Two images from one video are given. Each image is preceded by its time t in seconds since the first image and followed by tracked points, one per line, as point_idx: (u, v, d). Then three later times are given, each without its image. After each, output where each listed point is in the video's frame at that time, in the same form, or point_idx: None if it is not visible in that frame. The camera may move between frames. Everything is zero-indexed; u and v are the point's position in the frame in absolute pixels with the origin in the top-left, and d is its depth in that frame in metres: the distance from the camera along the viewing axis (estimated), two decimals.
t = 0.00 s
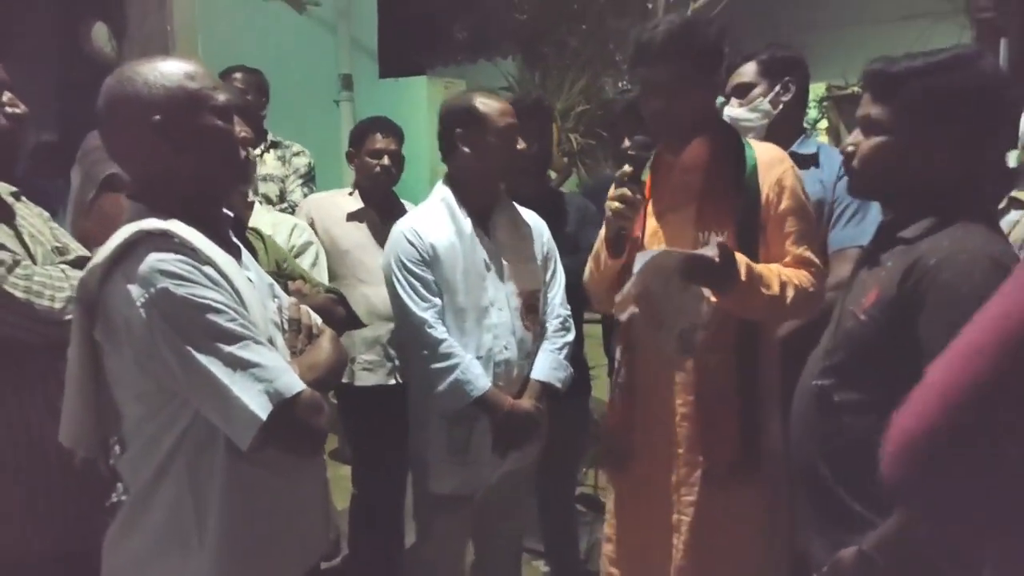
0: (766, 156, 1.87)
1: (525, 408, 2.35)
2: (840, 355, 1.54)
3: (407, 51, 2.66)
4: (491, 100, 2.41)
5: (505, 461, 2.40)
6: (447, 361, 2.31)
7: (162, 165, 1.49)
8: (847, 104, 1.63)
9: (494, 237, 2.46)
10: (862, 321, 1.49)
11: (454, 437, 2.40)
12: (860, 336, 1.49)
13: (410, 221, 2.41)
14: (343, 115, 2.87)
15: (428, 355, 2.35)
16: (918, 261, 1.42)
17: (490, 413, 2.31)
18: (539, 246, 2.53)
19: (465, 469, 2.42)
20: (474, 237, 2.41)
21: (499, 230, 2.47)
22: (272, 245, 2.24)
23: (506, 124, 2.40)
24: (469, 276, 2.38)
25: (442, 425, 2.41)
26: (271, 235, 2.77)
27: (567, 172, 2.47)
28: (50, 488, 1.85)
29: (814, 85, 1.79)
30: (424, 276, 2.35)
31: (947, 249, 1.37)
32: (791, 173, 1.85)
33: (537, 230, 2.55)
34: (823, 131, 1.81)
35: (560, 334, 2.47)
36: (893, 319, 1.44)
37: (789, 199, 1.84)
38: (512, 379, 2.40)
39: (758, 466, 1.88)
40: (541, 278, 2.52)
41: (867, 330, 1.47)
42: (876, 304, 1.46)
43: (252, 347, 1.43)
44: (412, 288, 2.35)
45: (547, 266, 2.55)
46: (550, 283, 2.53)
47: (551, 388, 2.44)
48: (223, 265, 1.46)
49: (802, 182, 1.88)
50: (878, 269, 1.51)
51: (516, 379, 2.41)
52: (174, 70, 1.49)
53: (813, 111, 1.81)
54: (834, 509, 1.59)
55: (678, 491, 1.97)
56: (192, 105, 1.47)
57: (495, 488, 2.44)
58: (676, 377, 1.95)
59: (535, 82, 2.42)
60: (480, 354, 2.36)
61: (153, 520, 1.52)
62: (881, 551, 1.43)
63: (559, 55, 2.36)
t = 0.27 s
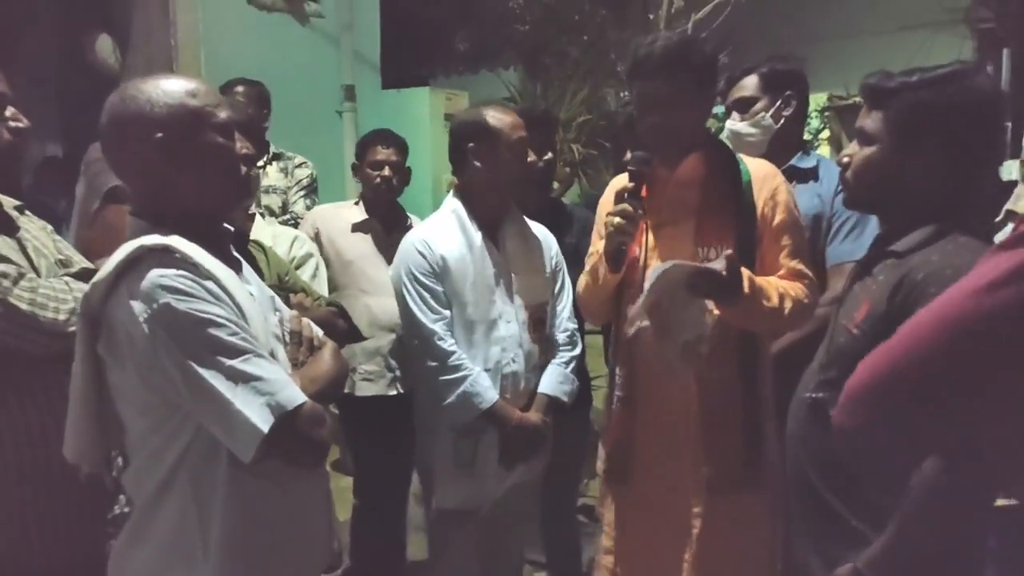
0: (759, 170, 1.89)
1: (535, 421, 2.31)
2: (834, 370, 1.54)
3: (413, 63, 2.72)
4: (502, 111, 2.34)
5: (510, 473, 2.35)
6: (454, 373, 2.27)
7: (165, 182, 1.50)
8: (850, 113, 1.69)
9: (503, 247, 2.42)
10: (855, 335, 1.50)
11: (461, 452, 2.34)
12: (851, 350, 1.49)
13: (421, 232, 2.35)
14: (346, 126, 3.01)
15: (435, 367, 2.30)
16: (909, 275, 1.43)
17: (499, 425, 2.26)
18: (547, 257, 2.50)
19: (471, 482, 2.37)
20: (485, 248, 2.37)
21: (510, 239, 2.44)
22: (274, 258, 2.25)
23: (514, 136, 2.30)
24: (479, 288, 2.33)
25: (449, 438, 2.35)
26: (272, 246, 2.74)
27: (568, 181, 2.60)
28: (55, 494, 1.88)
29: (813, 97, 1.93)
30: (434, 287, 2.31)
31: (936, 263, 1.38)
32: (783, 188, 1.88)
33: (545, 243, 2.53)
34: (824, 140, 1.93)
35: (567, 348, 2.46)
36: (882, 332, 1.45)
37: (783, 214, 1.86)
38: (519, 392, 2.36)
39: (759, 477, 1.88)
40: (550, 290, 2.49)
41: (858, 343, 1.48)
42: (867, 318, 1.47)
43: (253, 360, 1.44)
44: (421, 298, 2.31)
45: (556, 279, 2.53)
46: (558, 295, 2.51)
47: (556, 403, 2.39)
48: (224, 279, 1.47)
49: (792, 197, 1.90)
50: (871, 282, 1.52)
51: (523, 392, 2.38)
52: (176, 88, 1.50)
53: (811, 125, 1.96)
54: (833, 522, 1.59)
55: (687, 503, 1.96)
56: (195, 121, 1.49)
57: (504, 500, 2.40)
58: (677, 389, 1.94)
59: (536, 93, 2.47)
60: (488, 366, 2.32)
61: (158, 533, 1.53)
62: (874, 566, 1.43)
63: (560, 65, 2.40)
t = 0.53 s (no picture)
0: (756, 173, 1.90)
1: (529, 425, 2.32)
2: (837, 370, 1.54)
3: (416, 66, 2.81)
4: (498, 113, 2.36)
5: (509, 477, 2.36)
6: (449, 374, 2.28)
7: (160, 185, 1.51)
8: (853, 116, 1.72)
9: (502, 250, 2.42)
10: (862, 337, 1.48)
11: (457, 453, 2.35)
12: (856, 352, 1.49)
13: (418, 234, 2.37)
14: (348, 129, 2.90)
15: (430, 368, 2.31)
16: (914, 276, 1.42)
17: (493, 428, 2.28)
18: (547, 259, 2.46)
19: (467, 486, 2.37)
20: (479, 251, 2.37)
21: (507, 243, 2.43)
22: (276, 261, 2.26)
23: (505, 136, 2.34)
24: (474, 291, 2.34)
25: (446, 439, 2.36)
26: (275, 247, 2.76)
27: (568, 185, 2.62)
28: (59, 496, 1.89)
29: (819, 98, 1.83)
30: (430, 288, 2.32)
31: (942, 264, 1.37)
32: (780, 191, 1.89)
33: (545, 245, 2.49)
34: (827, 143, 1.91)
35: (565, 350, 2.45)
36: (890, 335, 1.44)
37: (778, 216, 1.87)
38: (516, 395, 2.38)
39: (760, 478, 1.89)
40: (549, 293, 2.46)
41: (861, 347, 1.48)
42: (874, 316, 1.45)
43: (253, 361, 1.45)
44: (417, 300, 2.33)
45: (555, 281, 2.48)
46: (559, 299, 2.48)
47: (554, 406, 2.40)
48: (221, 280, 1.47)
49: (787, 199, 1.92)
50: (877, 282, 1.50)
51: (520, 395, 2.38)
52: (170, 91, 1.50)
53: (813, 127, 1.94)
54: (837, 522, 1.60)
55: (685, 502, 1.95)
56: (189, 125, 1.49)
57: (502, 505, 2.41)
58: (675, 389, 1.94)
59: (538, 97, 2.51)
60: (483, 368, 2.33)
61: (158, 534, 1.53)
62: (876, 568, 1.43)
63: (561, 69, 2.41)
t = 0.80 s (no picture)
0: (752, 181, 1.89)
1: (519, 431, 2.29)
2: (835, 376, 1.54)
3: (414, 70, 2.80)
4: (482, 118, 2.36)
5: (501, 485, 2.35)
6: (437, 382, 2.27)
7: (154, 193, 1.51)
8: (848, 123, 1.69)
9: (490, 257, 2.41)
10: (857, 343, 1.49)
11: (451, 459, 2.35)
12: (853, 359, 1.49)
13: (406, 242, 2.36)
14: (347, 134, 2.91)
15: (419, 375, 2.31)
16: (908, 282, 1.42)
17: (485, 436, 2.26)
18: (537, 265, 2.46)
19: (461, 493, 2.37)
20: (467, 259, 2.37)
21: (495, 249, 2.43)
22: (272, 267, 2.26)
23: (487, 141, 2.31)
24: (462, 298, 2.34)
25: (438, 447, 2.37)
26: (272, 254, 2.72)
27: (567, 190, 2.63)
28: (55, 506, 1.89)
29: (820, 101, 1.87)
30: (417, 296, 2.32)
31: (936, 270, 1.37)
32: (776, 198, 1.89)
33: (536, 251, 2.48)
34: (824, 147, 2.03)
35: (557, 355, 2.41)
36: (887, 341, 1.44)
37: (774, 223, 1.87)
38: (507, 402, 2.35)
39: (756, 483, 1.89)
40: (540, 300, 2.45)
41: (857, 353, 1.48)
42: (869, 323, 1.46)
43: (247, 368, 1.45)
44: (404, 308, 2.32)
45: (546, 286, 2.47)
46: (549, 305, 2.47)
47: (547, 412, 2.36)
48: (216, 287, 1.47)
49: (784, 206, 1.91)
50: (872, 289, 1.51)
51: (512, 402, 2.36)
52: (166, 99, 1.51)
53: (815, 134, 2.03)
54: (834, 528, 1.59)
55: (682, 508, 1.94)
56: (183, 132, 1.49)
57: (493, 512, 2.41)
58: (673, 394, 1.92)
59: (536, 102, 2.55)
60: (473, 375, 2.31)
61: (152, 540, 1.53)
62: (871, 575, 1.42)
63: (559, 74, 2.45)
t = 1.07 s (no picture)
0: (758, 181, 1.88)
1: (507, 437, 2.29)
2: (831, 377, 1.55)
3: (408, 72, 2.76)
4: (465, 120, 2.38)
5: (489, 490, 2.36)
6: (425, 387, 2.27)
7: (148, 194, 1.50)
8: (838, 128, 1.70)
9: (475, 261, 2.42)
10: (852, 344, 1.49)
11: (438, 464, 2.36)
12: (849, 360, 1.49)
13: (389, 248, 2.37)
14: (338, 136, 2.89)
15: (407, 381, 2.31)
16: (902, 282, 1.42)
17: (472, 441, 2.26)
18: (523, 268, 2.45)
19: (451, 496, 2.38)
20: (453, 264, 2.38)
21: (481, 254, 2.43)
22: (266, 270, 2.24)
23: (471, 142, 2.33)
24: (448, 303, 2.34)
25: (427, 453, 2.37)
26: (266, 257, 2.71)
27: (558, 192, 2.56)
28: (46, 512, 1.88)
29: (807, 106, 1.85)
30: (403, 302, 2.32)
31: (930, 270, 1.37)
32: (782, 199, 1.88)
33: (522, 255, 2.48)
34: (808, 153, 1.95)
35: (544, 359, 2.40)
36: (882, 342, 1.44)
37: (778, 224, 1.86)
38: (495, 406, 2.36)
39: (751, 484, 1.88)
40: (526, 302, 2.44)
41: (853, 354, 1.48)
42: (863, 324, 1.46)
43: (241, 372, 1.44)
44: (389, 314, 2.33)
45: (532, 289, 2.46)
46: (536, 308, 2.45)
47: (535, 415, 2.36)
48: (210, 290, 1.46)
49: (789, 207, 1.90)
50: (867, 292, 1.51)
51: (500, 406, 2.37)
52: (159, 100, 1.50)
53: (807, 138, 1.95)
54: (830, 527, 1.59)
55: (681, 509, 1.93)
56: (178, 134, 1.49)
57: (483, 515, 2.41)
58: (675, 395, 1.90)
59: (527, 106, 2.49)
60: (460, 380, 2.32)
61: (142, 544, 1.52)
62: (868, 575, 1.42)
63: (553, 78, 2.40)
